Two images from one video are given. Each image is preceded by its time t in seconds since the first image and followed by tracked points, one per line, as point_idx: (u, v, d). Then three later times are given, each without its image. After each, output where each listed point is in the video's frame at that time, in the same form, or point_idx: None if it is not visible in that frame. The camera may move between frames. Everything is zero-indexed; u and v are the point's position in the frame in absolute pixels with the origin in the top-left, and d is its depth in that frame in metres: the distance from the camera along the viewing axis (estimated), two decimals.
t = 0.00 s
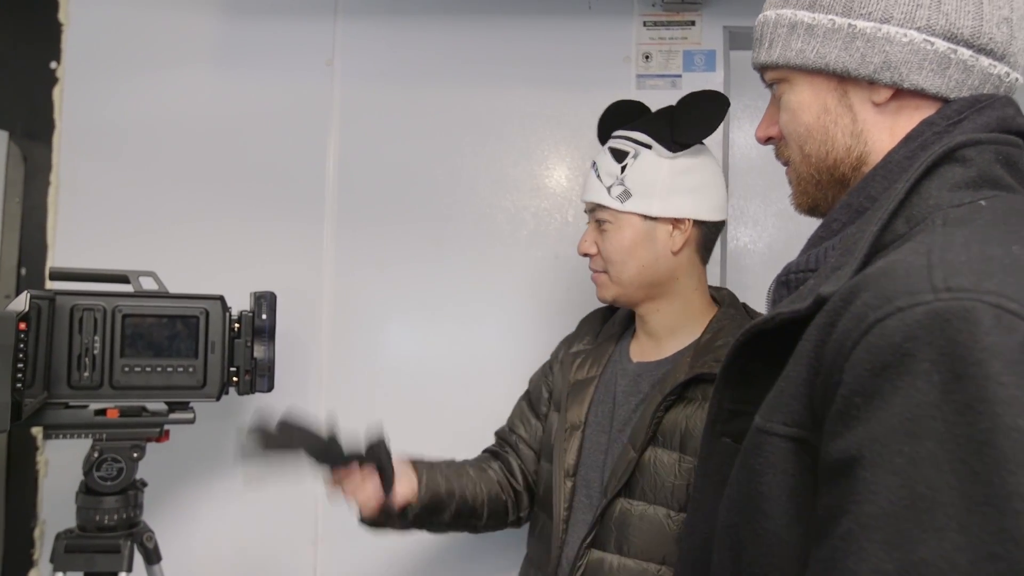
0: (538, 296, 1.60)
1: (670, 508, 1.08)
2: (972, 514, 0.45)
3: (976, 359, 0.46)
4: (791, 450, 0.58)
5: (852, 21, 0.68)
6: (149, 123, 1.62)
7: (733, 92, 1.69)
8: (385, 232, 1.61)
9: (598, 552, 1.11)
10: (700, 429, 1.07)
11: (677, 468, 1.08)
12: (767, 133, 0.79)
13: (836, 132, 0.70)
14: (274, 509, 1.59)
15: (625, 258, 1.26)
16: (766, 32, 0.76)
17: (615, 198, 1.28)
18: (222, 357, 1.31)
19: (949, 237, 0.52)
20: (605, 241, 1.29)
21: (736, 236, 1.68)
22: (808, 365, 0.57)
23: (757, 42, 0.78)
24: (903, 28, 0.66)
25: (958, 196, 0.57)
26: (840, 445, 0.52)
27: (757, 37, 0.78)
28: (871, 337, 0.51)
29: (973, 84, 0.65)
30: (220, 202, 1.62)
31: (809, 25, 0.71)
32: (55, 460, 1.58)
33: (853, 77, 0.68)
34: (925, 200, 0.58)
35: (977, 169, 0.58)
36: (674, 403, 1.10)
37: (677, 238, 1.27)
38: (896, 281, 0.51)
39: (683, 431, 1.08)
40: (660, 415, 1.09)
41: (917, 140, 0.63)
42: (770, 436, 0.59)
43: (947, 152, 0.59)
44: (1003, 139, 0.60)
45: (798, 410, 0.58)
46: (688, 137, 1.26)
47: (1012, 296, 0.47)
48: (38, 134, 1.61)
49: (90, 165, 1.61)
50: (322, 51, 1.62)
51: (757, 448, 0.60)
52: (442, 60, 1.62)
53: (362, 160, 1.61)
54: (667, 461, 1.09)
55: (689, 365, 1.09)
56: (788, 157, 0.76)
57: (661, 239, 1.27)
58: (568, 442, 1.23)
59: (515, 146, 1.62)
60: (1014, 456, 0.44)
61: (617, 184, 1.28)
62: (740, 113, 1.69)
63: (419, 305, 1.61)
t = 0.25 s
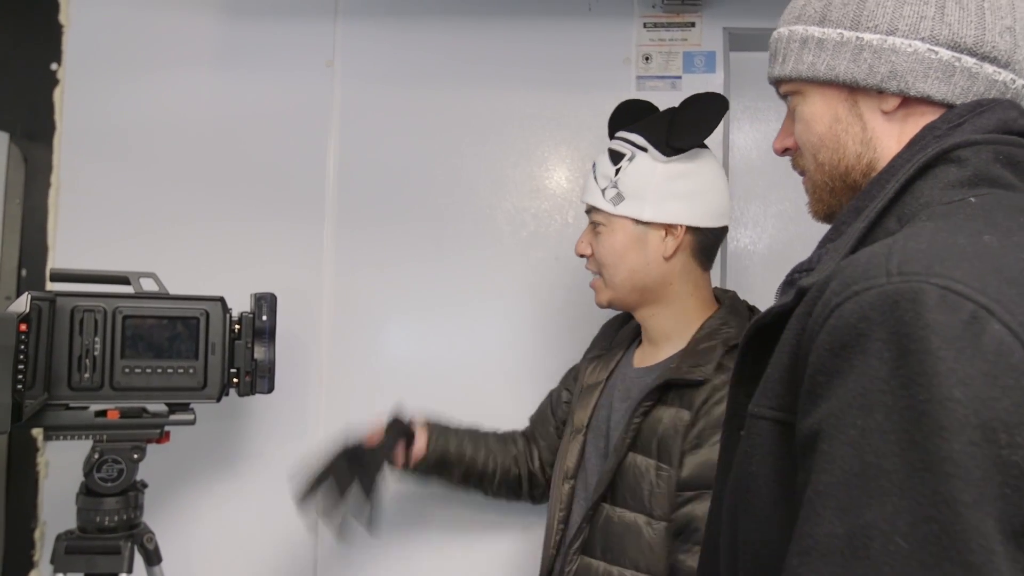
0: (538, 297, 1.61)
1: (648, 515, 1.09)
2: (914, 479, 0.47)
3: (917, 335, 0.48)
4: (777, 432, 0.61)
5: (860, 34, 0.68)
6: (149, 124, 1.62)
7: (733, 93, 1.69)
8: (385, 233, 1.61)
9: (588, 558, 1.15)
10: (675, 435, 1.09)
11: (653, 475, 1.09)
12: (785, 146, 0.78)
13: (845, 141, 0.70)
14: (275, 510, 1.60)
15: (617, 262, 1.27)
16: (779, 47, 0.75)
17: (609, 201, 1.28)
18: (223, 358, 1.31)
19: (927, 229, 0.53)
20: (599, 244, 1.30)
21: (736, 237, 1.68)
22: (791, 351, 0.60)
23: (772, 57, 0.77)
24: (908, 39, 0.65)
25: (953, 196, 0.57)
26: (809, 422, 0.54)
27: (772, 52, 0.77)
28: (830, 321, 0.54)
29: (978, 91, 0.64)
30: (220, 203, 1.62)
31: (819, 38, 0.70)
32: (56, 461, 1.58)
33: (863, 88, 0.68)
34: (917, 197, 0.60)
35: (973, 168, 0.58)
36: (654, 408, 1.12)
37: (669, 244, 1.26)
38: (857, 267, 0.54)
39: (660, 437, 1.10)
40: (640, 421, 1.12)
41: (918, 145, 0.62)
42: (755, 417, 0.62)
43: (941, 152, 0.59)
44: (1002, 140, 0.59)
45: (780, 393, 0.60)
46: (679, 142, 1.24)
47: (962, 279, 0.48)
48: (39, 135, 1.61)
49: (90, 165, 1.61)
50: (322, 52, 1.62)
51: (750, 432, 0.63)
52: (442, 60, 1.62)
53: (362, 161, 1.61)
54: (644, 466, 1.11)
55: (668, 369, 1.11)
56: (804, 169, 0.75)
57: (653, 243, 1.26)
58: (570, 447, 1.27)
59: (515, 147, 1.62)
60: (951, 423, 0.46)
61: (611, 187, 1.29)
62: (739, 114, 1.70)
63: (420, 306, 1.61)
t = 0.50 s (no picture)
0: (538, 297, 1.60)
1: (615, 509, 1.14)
2: (900, 460, 0.51)
3: (908, 322, 0.51)
4: (783, 419, 0.63)
5: (887, 39, 0.68)
6: (148, 124, 1.62)
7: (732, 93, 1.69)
8: (384, 232, 1.61)
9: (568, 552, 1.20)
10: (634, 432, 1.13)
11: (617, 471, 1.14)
12: (810, 154, 0.79)
13: (872, 145, 0.70)
14: (274, 510, 1.59)
15: (600, 276, 1.27)
16: (805, 56, 0.76)
17: (590, 217, 1.27)
18: (221, 358, 1.31)
19: (933, 228, 0.54)
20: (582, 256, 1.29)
21: (735, 237, 1.68)
22: (798, 340, 0.61)
23: (796, 65, 0.78)
24: (935, 43, 0.66)
25: (972, 195, 0.58)
26: (811, 405, 0.58)
27: (796, 61, 0.78)
28: (831, 309, 0.57)
29: (1005, 94, 0.65)
30: (219, 203, 1.62)
31: (846, 45, 0.71)
32: (54, 461, 1.58)
33: (890, 92, 0.69)
34: (934, 196, 0.60)
35: (991, 167, 0.59)
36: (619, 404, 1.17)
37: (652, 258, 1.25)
38: (860, 258, 0.56)
39: (623, 434, 1.15)
40: (603, 417, 1.17)
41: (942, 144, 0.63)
42: (766, 404, 0.64)
43: (960, 152, 0.60)
44: None
45: (787, 380, 0.63)
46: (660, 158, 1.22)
47: (958, 270, 0.51)
48: (37, 134, 1.61)
49: (89, 165, 1.61)
50: (321, 52, 1.62)
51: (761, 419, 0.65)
52: (441, 60, 1.62)
53: (361, 160, 1.61)
54: (609, 463, 1.16)
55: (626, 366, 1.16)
56: (829, 175, 0.76)
57: (636, 257, 1.25)
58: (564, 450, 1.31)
59: (515, 147, 1.62)
60: (935, 407, 0.49)
61: (592, 203, 1.27)
62: (738, 114, 1.69)
63: (419, 305, 1.61)
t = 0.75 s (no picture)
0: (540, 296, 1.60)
1: (603, 499, 1.12)
2: (915, 457, 0.50)
3: (925, 321, 0.50)
4: (796, 417, 0.62)
5: (901, 42, 0.69)
6: (148, 123, 1.62)
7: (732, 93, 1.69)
8: (385, 232, 1.61)
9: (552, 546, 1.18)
10: (624, 419, 1.12)
11: (605, 459, 1.12)
12: (821, 156, 0.79)
13: (886, 146, 0.70)
14: (274, 510, 1.59)
15: (582, 278, 1.27)
16: (818, 59, 0.76)
17: (571, 220, 1.27)
18: (221, 358, 1.31)
19: (944, 228, 0.54)
20: (562, 259, 1.29)
21: (735, 236, 1.68)
22: (812, 336, 0.61)
23: (808, 67, 0.78)
24: (949, 46, 0.67)
25: (986, 196, 0.58)
26: (826, 403, 0.57)
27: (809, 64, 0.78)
28: (847, 308, 0.56)
29: (1018, 96, 0.66)
30: (220, 202, 1.62)
31: (860, 47, 0.71)
32: (54, 460, 1.58)
33: (904, 93, 0.69)
34: (947, 197, 0.60)
35: (1004, 170, 0.59)
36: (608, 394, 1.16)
37: (634, 260, 1.25)
38: (880, 255, 0.56)
39: (612, 423, 1.13)
40: (592, 408, 1.16)
41: (953, 147, 0.62)
42: (779, 403, 0.63)
43: (974, 154, 0.60)
44: None
45: (801, 378, 0.62)
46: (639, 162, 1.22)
47: (975, 269, 0.51)
48: (37, 134, 1.61)
49: (90, 165, 1.61)
50: (320, 51, 1.62)
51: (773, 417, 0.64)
52: (441, 60, 1.62)
53: (362, 160, 1.61)
54: (598, 453, 1.14)
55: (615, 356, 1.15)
56: (841, 176, 0.76)
57: (617, 259, 1.25)
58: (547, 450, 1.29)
59: (515, 146, 1.62)
60: (953, 405, 0.48)
61: (573, 206, 1.27)
62: (739, 114, 1.69)
63: (419, 305, 1.61)
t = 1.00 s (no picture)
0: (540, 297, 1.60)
1: (638, 504, 1.09)
2: (937, 462, 0.47)
3: (941, 323, 0.48)
4: (804, 424, 0.61)
5: (892, 44, 0.68)
6: (148, 123, 1.62)
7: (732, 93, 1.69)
8: (385, 232, 1.61)
9: (571, 556, 1.11)
10: (662, 421, 1.09)
11: (643, 463, 1.09)
12: (811, 159, 0.77)
13: (878, 149, 0.69)
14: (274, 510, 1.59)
15: (564, 272, 1.26)
16: (808, 61, 0.74)
17: (551, 213, 1.27)
18: (221, 358, 1.31)
19: (949, 229, 0.53)
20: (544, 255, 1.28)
21: (735, 237, 1.68)
22: (819, 339, 0.60)
23: (798, 71, 0.77)
24: (941, 47, 0.66)
25: (985, 198, 0.58)
26: (837, 409, 0.54)
27: (799, 66, 0.76)
28: (858, 313, 0.54)
29: (1010, 97, 0.65)
30: (220, 203, 1.62)
31: (851, 50, 0.70)
32: (54, 460, 1.58)
33: (895, 95, 0.67)
34: (945, 199, 0.60)
35: (1000, 172, 0.58)
36: (638, 395, 1.12)
37: (615, 252, 1.25)
38: (887, 260, 0.54)
39: (645, 423, 1.10)
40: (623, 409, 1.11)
41: (949, 149, 0.62)
42: (786, 409, 0.62)
43: (971, 155, 0.59)
44: None
45: (813, 384, 0.60)
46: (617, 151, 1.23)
47: (986, 271, 0.49)
48: (37, 134, 1.61)
49: (89, 165, 1.61)
50: (321, 52, 1.62)
51: (779, 425, 0.63)
52: (441, 60, 1.62)
53: (362, 160, 1.61)
54: (631, 456, 1.10)
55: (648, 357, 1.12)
56: (833, 179, 0.74)
57: (599, 251, 1.25)
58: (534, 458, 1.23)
59: (516, 147, 1.61)
60: (974, 408, 0.46)
61: (551, 199, 1.27)
62: (739, 114, 1.69)
63: (419, 305, 1.61)
